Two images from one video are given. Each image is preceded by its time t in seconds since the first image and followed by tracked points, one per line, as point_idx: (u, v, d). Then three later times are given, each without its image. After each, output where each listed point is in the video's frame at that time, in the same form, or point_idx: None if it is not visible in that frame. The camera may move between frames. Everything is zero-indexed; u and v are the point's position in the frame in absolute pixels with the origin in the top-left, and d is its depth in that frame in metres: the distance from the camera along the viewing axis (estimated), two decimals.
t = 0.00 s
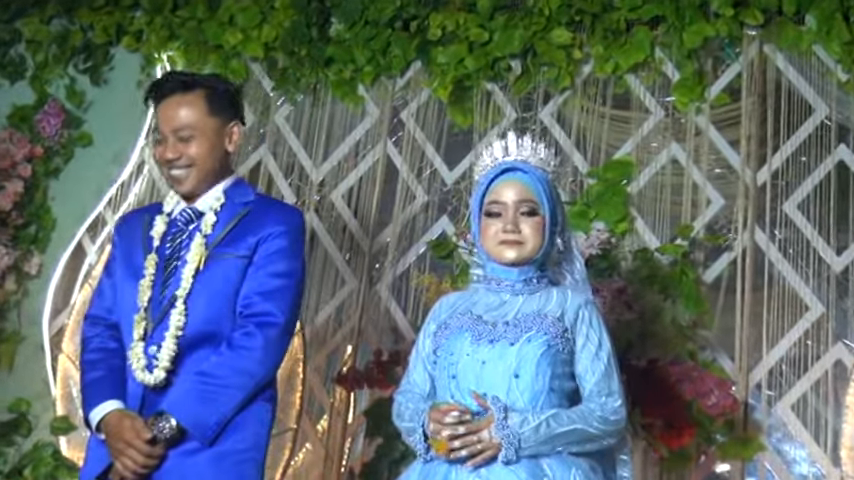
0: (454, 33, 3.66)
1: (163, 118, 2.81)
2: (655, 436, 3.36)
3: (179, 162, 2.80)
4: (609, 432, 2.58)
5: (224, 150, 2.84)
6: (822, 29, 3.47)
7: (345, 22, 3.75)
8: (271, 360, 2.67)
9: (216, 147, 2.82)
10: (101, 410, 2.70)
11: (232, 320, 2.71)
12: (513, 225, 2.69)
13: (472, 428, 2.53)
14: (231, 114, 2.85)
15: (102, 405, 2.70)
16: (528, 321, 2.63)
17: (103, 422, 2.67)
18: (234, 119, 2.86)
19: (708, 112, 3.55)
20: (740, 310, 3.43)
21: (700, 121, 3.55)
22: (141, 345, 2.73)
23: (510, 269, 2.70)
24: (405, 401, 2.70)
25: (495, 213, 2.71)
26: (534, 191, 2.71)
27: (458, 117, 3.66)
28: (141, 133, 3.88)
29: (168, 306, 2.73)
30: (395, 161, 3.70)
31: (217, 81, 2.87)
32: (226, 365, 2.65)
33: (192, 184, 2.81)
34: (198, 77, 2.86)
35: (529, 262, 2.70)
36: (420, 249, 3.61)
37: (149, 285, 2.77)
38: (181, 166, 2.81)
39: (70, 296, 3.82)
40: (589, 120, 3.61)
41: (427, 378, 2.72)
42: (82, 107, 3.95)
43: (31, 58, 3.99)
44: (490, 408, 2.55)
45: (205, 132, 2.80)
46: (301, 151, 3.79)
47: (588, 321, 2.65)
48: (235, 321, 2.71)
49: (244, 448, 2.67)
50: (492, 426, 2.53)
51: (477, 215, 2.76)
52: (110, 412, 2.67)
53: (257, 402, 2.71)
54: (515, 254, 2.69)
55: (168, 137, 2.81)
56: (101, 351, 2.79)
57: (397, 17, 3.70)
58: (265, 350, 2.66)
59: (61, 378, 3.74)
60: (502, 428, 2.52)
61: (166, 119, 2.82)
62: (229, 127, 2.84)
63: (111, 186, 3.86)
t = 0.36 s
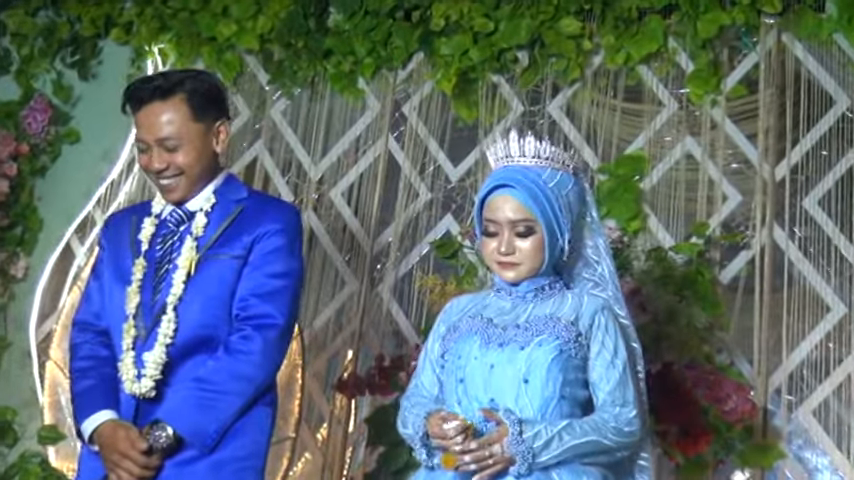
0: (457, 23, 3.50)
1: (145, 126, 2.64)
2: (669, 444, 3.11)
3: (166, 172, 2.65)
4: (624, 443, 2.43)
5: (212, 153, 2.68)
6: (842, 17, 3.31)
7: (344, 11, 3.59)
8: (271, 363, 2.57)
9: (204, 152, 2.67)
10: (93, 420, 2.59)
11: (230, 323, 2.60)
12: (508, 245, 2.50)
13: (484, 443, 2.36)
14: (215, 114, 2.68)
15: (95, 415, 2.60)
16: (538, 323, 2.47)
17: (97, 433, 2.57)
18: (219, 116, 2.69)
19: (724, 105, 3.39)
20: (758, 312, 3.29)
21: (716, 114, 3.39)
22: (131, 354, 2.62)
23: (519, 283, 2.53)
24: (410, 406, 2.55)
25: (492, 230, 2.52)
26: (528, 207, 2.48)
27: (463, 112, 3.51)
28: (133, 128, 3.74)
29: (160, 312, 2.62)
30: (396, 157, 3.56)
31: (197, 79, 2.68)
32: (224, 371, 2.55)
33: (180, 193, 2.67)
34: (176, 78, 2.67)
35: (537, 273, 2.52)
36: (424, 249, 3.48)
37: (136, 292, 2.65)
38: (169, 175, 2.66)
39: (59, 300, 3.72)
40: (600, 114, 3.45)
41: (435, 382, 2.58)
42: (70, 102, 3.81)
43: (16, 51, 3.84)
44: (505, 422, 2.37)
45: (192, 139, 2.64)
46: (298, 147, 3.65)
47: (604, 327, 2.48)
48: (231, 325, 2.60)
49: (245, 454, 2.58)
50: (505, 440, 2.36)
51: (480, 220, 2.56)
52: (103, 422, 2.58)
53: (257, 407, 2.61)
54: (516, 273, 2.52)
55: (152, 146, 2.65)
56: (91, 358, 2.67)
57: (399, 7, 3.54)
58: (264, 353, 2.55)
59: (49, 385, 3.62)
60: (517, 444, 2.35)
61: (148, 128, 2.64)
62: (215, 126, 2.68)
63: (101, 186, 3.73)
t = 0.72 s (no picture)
0: (457, 12, 3.34)
1: (151, 130, 2.51)
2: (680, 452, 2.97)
3: (176, 176, 2.52)
4: (637, 451, 2.26)
5: (221, 153, 2.57)
6: None
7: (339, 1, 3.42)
8: (288, 371, 2.48)
9: (214, 154, 2.55)
10: (101, 431, 2.50)
11: (244, 329, 2.51)
12: (517, 219, 2.35)
13: (467, 460, 2.26)
14: (223, 112, 2.57)
15: (102, 425, 2.50)
16: (551, 326, 2.31)
17: (106, 444, 2.48)
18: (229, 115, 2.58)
19: (737, 98, 3.23)
20: (773, 314, 3.14)
21: (730, 108, 3.23)
22: (135, 364, 2.52)
23: (529, 266, 2.37)
24: (419, 409, 2.39)
25: (502, 206, 2.38)
26: (539, 179, 2.34)
27: (464, 105, 3.35)
28: (117, 123, 3.60)
29: (171, 317, 2.52)
30: (395, 152, 3.41)
31: (204, 77, 2.56)
32: (239, 379, 2.45)
33: (190, 197, 2.55)
34: (183, 76, 2.55)
35: (549, 255, 2.36)
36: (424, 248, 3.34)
37: (143, 297, 2.55)
38: (179, 179, 2.53)
39: (40, 302, 3.60)
40: (607, 107, 3.29)
41: (443, 382, 2.41)
42: (53, 95, 3.67)
43: None
44: (496, 439, 2.25)
45: (203, 141, 2.52)
46: (292, 142, 3.49)
47: (617, 322, 2.32)
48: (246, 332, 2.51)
49: (259, 467, 2.49)
50: (491, 461, 2.23)
51: (491, 202, 2.42)
52: (113, 433, 2.48)
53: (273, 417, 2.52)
54: (527, 253, 2.35)
55: (160, 151, 2.52)
56: (95, 364, 2.57)
57: None
58: (282, 361, 2.46)
59: (31, 392, 3.53)
60: (504, 465, 2.22)
61: (156, 129, 2.52)
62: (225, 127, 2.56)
63: (84, 184, 3.59)
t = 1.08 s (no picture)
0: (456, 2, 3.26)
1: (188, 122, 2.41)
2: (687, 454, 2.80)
3: (212, 172, 2.43)
4: (654, 448, 2.16)
5: (258, 150, 2.48)
6: None
7: None
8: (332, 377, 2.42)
9: (252, 149, 2.46)
10: (145, 438, 2.39)
11: (287, 334, 2.44)
12: (521, 200, 2.26)
13: (476, 470, 2.19)
14: (262, 106, 2.47)
15: (143, 429, 2.40)
16: (553, 324, 2.22)
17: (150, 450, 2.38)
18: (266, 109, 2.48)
19: (743, 90, 3.14)
20: (779, 312, 3.03)
21: (735, 99, 3.14)
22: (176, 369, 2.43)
23: (533, 256, 2.28)
24: (435, 418, 2.32)
25: (509, 191, 2.29)
26: (546, 161, 2.26)
27: (461, 97, 3.27)
28: (104, 116, 3.50)
29: (212, 321, 2.43)
30: (391, 145, 3.32)
31: (242, 68, 2.47)
32: (286, 387, 2.38)
33: (226, 194, 2.46)
34: (221, 67, 2.46)
35: (553, 242, 2.26)
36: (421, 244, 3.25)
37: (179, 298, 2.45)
38: (215, 176, 2.44)
39: (26, 300, 3.52)
40: (610, 99, 3.20)
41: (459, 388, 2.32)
42: (37, 86, 3.59)
43: None
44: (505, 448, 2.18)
45: (242, 136, 2.43)
46: (284, 135, 3.39)
47: (626, 313, 2.21)
48: (288, 336, 2.44)
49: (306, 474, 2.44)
50: (500, 471, 2.17)
51: (499, 191, 2.34)
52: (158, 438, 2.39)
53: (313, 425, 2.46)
54: (528, 236, 2.25)
55: (197, 144, 2.42)
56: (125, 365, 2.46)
57: None
58: (330, 368, 2.40)
59: (16, 392, 3.46)
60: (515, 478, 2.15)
61: (190, 121, 2.42)
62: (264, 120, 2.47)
63: (71, 177, 3.51)
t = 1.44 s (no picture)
0: None
1: (227, 119, 2.42)
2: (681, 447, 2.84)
3: (251, 168, 2.44)
4: (647, 432, 2.24)
5: (294, 148, 2.49)
6: None
7: None
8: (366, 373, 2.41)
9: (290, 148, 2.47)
10: (190, 418, 2.38)
11: (320, 330, 2.44)
12: (515, 187, 2.34)
13: (479, 457, 2.18)
14: (299, 105, 2.49)
15: (187, 412, 2.38)
16: (545, 310, 2.28)
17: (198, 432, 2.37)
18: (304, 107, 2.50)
19: (739, 84, 3.14)
20: (776, 306, 3.03)
21: (730, 94, 3.14)
22: (219, 362, 2.41)
23: (524, 244, 2.35)
24: (417, 409, 2.37)
25: (503, 181, 2.37)
26: (542, 151, 2.35)
27: (457, 93, 3.27)
28: (98, 114, 3.50)
29: (249, 318, 2.43)
30: (387, 141, 3.32)
31: (280, 67, 2.48)
32: (320, 379, 2.37)
33: (261, 191, 2.47)
34: (259, 64, 2.47)
35: (543, 231, 2.33)
36: (416, 239, 3.24)
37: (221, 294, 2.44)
38: (253, 172, 2.45)
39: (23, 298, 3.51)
40: (605, 94, 3.20)
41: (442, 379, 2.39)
42: (32, 84, 3.61)
43: None
44: (513, 435, 2.19)
45: (281, 133, 2.44)
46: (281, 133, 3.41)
47: (616, 300, 2.29)
48: (322, 333, 2.44)
49: (338, 469, 2.42)
50: (508, 457, 2.17)
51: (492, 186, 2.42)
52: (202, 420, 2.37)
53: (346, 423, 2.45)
54: (519, 222, 2.32)
55: (236, 140, 2.43)
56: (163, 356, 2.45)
57: None
58: (365, 362, 2.39)
59: (13, 389, 3.45)
60: (525, 461, 2.17)
61: (227, 117, 2.43)
62: (302, 118, 2.49)
63: (66, 175, 3.52)
